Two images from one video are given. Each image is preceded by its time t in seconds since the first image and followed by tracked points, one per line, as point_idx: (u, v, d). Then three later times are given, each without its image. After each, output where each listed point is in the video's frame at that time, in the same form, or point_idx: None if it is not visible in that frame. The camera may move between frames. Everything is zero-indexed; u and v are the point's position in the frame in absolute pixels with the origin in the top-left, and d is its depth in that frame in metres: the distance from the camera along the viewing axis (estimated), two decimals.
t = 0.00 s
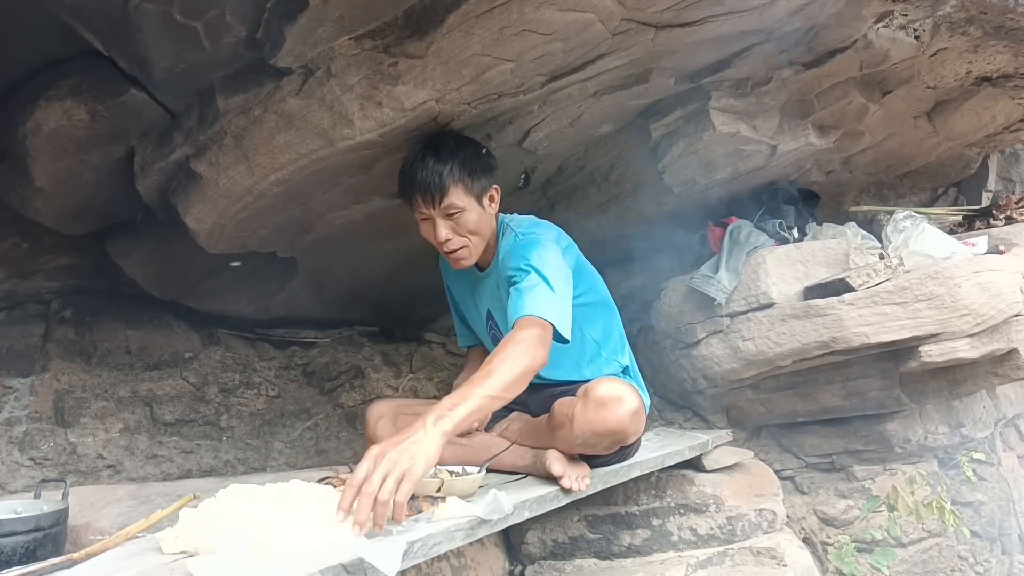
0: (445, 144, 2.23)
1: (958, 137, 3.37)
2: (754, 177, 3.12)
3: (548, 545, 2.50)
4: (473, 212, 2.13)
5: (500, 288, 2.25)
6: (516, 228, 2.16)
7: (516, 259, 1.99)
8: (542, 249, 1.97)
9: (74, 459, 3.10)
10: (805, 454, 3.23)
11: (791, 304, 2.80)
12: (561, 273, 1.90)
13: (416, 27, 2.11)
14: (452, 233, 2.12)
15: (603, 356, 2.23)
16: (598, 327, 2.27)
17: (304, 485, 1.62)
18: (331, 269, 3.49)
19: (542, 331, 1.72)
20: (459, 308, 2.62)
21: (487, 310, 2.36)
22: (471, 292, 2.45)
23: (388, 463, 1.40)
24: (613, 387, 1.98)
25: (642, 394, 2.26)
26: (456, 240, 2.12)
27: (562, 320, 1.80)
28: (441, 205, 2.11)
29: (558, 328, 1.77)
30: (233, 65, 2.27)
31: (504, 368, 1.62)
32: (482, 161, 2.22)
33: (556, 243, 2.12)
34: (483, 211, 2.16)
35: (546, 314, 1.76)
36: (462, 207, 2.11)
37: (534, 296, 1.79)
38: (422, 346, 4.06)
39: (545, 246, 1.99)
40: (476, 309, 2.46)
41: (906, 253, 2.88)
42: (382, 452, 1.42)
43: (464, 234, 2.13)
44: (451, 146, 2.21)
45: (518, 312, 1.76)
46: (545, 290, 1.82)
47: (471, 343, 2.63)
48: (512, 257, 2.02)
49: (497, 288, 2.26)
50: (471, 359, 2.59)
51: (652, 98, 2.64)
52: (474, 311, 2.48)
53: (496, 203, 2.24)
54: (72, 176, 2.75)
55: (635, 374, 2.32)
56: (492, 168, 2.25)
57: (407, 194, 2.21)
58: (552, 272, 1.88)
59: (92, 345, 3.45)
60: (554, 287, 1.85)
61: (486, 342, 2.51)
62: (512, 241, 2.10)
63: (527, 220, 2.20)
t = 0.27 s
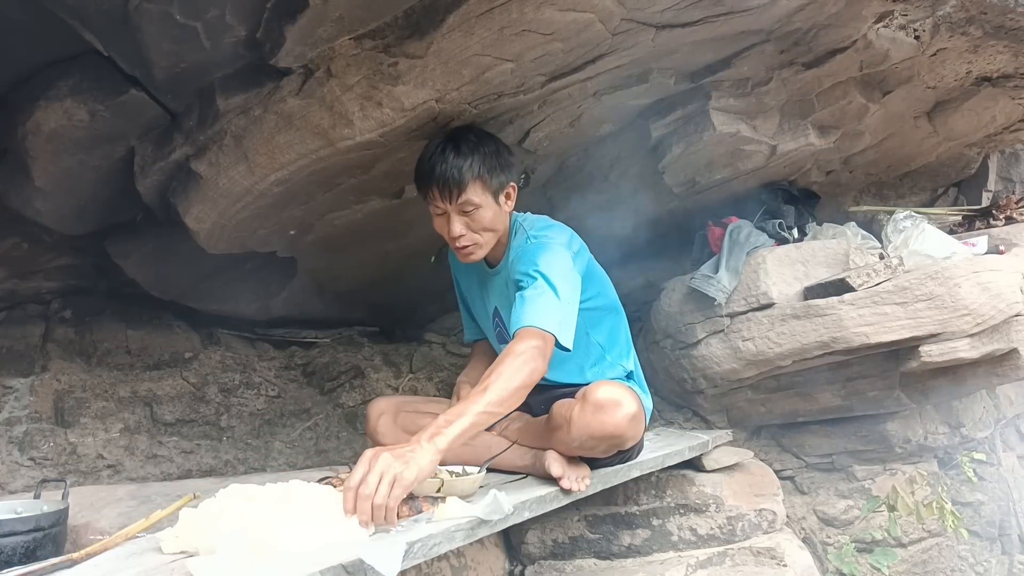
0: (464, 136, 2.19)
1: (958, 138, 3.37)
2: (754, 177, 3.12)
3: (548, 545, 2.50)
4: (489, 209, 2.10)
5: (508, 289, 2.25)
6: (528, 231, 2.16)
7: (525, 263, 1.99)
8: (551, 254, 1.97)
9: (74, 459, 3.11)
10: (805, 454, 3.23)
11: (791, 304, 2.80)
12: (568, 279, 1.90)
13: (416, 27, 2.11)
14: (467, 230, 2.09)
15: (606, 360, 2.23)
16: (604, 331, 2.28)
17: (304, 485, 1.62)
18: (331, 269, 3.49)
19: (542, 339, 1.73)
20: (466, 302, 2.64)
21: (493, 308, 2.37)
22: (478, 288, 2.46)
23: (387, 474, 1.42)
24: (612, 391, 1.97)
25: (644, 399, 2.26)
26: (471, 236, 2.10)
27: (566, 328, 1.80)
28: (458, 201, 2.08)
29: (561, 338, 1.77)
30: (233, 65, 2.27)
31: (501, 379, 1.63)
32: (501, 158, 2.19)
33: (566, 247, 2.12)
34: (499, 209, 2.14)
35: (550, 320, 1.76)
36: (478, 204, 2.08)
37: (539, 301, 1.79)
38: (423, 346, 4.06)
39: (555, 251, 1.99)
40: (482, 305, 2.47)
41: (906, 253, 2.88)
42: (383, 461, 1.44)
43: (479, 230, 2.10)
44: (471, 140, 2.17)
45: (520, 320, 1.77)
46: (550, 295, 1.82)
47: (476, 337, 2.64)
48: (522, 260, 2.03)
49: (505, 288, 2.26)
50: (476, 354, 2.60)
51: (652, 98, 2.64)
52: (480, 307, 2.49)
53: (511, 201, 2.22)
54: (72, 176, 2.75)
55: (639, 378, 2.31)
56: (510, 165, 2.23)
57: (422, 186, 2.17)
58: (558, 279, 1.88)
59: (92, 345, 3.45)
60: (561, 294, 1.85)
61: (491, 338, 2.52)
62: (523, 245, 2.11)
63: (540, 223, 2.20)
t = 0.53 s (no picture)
0: (479, 130, 2.19)
1: (958, 138, 3.37)
2: (753, 177, 3.12)
3: (548, 545, 2.50)
4: (500, 205, 2.12)
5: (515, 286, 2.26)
6: (539, 229, 2.17)
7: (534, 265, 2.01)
8: (561, 257, 1.99)
9: (74, 459, 3.11)
10: (805, 454, 3.23)
11: (791, 304, 2.80)
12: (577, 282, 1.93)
13: (415, 27, 2.11)
14: (478, 223, 2.10)
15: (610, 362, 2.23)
16: (610, 333, 2.29)
17: (304, 485, 1.62)
18: (331, 269, 3.49)
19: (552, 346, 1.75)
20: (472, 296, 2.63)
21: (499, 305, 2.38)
22: (485, 283, 2.46)
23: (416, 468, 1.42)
24: (613, 392, 1.97)
25: (646, 402, 2.26)
26: (481, 230, 2.11)
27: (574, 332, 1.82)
28: (470, 195, 2.09)
29: (569, 342, 1.79)
30: (233, 65, 2.27)
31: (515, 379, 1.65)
32: (515, 155, 2.20)
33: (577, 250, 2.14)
34: (510, 205, 2.15)
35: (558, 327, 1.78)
36: (490, 199, 2.09)
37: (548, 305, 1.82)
38: (423, 346, 4.06)
39: (565, 253, 2.01)
40: (488, 300, 2.47)
41: (906, 253, 2.88)
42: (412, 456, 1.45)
43: (489, 224, 2.11)
44: (489, 136, 2.18)
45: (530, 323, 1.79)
46: (560, 300, 1.84)
47: (480, 332, 2.64)
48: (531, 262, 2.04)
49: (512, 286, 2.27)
50: (480, 351, 2.60)
51: (652, 98, 2.64)
52: (486, 302, 2.49)
53: (523, 197, 2.23)
54: (72, 176, 2.75)
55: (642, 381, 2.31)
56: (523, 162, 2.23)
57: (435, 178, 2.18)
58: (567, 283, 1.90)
59: (92, 345, 3.44)
60: (570, 298, 1.88)
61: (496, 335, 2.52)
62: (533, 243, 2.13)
63: (551, 222, 2.21)
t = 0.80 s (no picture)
0: (500, 122, 2.21)
1: (958, 138, 3.37)
2: (753, 177, 3.12)
3: (548, 545, 2.50)
4: (517, 194, 2.13)
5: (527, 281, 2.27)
6: (555, 221, 2.19)
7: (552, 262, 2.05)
8: (580, 257, 2.02)
9: (74, 459, 3.11)
10: (805, 454, 3.23)
11: (791, 304, 2.80)
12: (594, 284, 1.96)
13: (416, 27, 2.11)
14: (494, 212, 2.11)
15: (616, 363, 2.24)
16: (618, 333, 2.30)
17: (304, 485, 1.62)
18: (331, 269, 3.49)
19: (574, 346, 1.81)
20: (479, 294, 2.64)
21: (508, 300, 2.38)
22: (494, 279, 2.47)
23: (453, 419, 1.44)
24: (615, 392, 1.96)
25: (647, 403, 2.26)
26: (497, 218, 2.11)
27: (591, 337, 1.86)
28: (489, 182, 2.09)
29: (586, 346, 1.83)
30: (233, 65, 2.27)
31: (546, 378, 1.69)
32: (534, 149, 2.21)
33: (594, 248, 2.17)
34: (527, 197, 2.16)
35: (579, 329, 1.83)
36: (508, 188, 2.10)
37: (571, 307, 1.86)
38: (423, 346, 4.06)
39: (584, 249, 2.05)
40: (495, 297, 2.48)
41: (906, 253, 2.88)
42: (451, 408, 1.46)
43: (506, 213, 2.12)
44: (512, 127, 2.20)
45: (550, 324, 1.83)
46: (582, 300, 1.89)
47: (483, 332, 2.63)
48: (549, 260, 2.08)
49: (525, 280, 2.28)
50: (483, 350, 2.61)
51: (652, 98, 2.64)
52: (492, 300, 2.50)
53: (536, 192, 2.25)
54: (72, 176, 2.75)
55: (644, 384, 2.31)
56: (540, 158, 2.25)
57: (455, 167, 2.18)
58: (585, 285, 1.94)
59: (92, 345, 3.44)
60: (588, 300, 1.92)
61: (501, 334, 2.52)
62: (550, 238, 2.15)
63: (566, 216, 2.24)
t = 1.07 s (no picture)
0: (529, 116, 2.26)
1: (958, 138, 3.37)
2: (753, 177, 3.12)
3: (548, 545, 2.50)
4: (542, 185, 2.17)
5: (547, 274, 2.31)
6: (579, 216, 2.26)
7: (581, 262, 2.13)
8: (609, 258, 2.13)
9: (74, 459, 3.11)
10: (805, 454, 3.23)
11: (791, 303, 2.80)
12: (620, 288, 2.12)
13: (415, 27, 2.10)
14: (518, 200, 2.14)
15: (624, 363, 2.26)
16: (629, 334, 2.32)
17: (304, 485, 1.62)
18: (331, 269, 3.49)
19: (599, 350, 2.00)
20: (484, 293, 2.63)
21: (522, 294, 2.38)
22: (504, 275, 2.47)
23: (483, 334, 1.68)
24: (619, 390, 1.96)
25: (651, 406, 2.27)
26: (521, 207, 2.14)
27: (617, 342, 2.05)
28: (516, 170, 2.13)
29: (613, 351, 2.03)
30: (233, 65, 2.28)
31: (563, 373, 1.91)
32: (560, 144, 2.27)
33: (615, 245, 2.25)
34: (551, 189, 2.21)
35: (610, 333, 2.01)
36: (534, 177, 2.14)
37: (601, 312, 2.01)
38: (423, 346, 4.06)
39: (610, 247, 2.16)
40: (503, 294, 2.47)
41: (906, 253, 2.88)
42: (494, 332, 1.70)
43: (531, 202, 2.15)
44: (541, 121, 2.26)
45: (587, 333, 1.99)
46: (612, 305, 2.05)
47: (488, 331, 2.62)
48: (578, 258, 2.15)
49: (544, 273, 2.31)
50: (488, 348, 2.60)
51: (652, 98, 2.64)
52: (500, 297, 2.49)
53: (560, 187, 2.29)
54: (72, 176, 2.75)
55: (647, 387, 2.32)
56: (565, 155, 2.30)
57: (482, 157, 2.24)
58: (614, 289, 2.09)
59: (92, 345, 3.44)
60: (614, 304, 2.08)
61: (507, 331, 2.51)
62: (578, 232, 2.21)
63: (587, 212, 2.30)
